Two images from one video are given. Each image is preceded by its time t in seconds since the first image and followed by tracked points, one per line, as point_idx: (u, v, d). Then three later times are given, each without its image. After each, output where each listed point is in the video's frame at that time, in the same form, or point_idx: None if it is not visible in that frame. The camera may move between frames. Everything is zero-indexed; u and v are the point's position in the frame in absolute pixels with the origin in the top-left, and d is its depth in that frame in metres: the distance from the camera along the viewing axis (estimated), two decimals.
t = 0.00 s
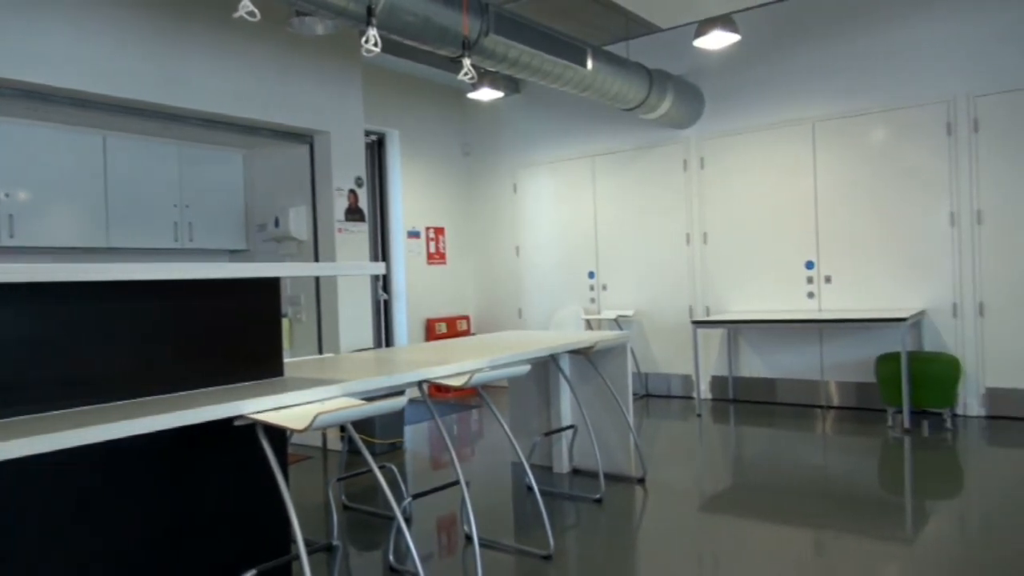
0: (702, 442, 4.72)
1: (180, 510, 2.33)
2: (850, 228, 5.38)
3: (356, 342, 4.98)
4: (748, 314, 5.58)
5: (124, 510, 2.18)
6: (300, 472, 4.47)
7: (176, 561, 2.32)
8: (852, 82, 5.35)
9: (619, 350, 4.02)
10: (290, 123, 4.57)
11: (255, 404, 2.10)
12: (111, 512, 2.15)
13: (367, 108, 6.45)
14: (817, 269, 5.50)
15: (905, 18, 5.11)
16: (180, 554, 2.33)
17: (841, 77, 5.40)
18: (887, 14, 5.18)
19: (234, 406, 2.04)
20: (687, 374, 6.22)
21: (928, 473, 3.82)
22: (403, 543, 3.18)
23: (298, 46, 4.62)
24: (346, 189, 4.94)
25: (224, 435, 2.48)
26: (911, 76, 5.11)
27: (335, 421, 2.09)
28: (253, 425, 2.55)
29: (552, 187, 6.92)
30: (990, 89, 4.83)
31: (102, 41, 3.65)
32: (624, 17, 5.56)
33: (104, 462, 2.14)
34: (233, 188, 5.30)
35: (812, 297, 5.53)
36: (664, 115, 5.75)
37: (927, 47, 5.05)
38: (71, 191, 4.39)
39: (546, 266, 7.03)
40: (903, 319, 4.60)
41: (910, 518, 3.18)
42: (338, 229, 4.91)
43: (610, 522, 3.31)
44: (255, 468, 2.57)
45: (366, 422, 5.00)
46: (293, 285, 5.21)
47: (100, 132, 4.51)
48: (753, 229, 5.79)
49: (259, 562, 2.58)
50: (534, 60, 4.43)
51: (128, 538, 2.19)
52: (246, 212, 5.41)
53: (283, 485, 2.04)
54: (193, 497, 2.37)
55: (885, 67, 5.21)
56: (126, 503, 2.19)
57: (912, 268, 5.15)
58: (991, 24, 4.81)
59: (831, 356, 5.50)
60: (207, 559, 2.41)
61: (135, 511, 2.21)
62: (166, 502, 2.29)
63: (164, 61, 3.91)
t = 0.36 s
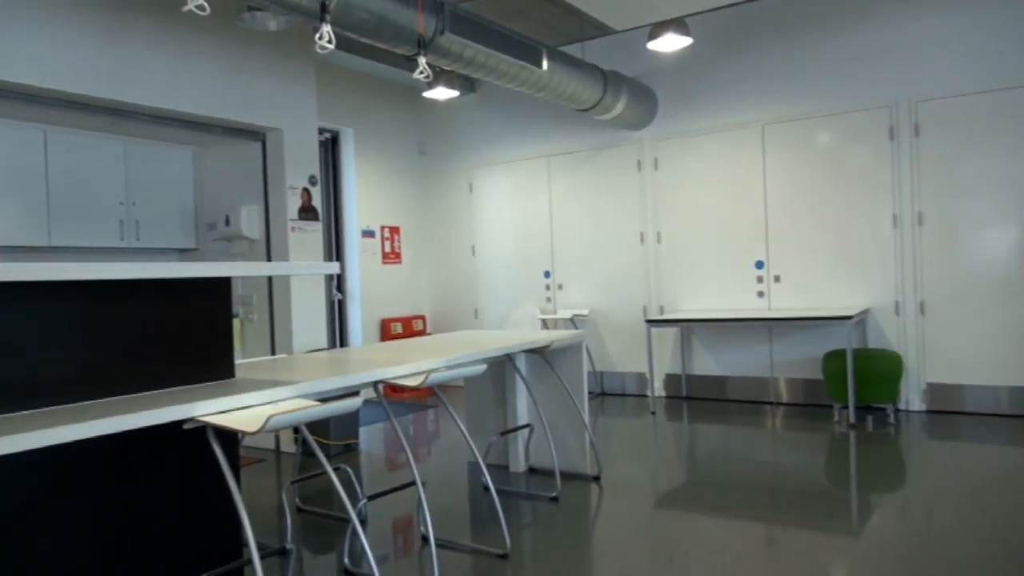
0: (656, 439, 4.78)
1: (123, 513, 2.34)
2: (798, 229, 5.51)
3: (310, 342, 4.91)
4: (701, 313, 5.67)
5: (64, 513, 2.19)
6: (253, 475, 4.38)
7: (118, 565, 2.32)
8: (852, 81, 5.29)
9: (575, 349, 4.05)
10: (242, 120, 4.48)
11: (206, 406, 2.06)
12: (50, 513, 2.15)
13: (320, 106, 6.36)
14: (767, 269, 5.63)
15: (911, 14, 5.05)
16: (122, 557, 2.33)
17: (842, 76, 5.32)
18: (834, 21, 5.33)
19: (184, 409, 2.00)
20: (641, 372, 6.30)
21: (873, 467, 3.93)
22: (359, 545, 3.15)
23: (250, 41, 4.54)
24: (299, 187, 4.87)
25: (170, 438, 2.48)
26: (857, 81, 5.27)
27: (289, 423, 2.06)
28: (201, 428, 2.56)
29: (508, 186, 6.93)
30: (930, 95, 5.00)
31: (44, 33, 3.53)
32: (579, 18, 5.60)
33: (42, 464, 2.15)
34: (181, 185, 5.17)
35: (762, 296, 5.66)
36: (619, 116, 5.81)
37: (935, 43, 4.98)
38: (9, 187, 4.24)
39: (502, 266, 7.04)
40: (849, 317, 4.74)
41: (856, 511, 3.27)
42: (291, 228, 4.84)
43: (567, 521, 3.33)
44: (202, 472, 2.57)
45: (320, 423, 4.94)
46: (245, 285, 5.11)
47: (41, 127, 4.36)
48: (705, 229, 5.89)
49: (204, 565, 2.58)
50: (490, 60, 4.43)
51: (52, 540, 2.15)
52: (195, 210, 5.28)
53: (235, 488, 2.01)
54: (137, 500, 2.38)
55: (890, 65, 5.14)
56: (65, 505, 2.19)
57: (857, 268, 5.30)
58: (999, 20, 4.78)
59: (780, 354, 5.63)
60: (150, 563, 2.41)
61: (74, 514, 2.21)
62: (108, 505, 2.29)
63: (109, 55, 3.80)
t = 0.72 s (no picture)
0: (612, 437, 4.83)
1: (68, 519, 2.27)
2: (750, 229, 5.62)
3: (262, 343, 4.84)
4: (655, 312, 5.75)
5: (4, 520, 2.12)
6: (203, 479, 4.29)
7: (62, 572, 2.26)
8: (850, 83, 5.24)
9: (530, 349, 4.06)
10: (192, 117, 4.39)
11: (155, 409, 2.01)
12: None
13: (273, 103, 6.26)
14: (719, 268, 5.73)
15: (912, 12, 5.03)
16: (67, 564, 2.27)
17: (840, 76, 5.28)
18: (783, 27, 5.46)
19: (131, 412, 1.95)
20: (597, 371, 6.35)
21: (821, 461, 4.04)
22: (313, 549, 3.12)
23: (200, 37, 4.44)
24: (251, 185, 4.78)
25: (118, 442, 2.42)
26: (806, 86, 5.40)
27: (240, 425, 2.03)
28: (149, 431, 2.50)
29: (464, 186, 6.92)
30: (874, 100, 5.16)
31: None
32: (535, 19, 5.62)
33: None
34: (128, 183, 5.02)
35: (714, 295, 5.76)
36: (574, 116, 5.85)
37: (937, 40, 4.97)
38: None
39: (458, 265, 7.02)
40: (798, 315, 4.85)
41: (806, 504, 3.36)
42: (243, 226, 4.76)
43: (524, 519, 3.34)
44: (151, 476, 2.52)
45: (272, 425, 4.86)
46: (195, 285, 5.00)
47: None
48: (660, 229, 5.96)
49: (153, 571, 2.53)
50: (447, 59, 4.42)
51: None
52: (143, 209, 5.14)
53: (185, 492, 1.97)
54: (83, 506, 2.32)
55: (892, 63, 5.11)
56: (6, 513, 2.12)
57: (805, 267, 5.44)
58: (1001, 17, 4.79)
59: (732, 352, 5.74)
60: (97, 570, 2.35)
61: (15, 521, 2.15)
62: (51, 511, 2.23)
63: (52, 47, 3.68)
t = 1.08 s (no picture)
0: (566, 435, 4.86)
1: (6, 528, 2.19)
2: (700, 230, 5.72)
3: (210, 344, 4.73)
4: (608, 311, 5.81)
5: None
6: (149, 484, 4.18)
7: None
8: (846, 83, 5.23)
9: (485, 349, 4.06)
10: (137, 112, 4.27)
11: (99, 413, 1.95)
12: None
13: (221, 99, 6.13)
14: (670, 268, 5.82)
15: (910, 10, 5.02)
16: None
17: (838, 76, 5.25)
18: (732, 32, 5.57)
19: (73, 415, 1.89)
20: (551, 370, 6.39)
21: (769, 456, 4.14)
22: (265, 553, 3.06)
23: (145, 30, 4.33)
24: (199, 182, 4.69)
25: (59, 447, 2.35)
26: (754, 90, 5.52)
27: (188, 428, 1.98)
28: (93, 436, 2.42)
29: (417, 186, 6.89)
30: (819, 104, 5.30)
31: None
32: (489, 19, 5.62)
33: None
34: (69, 179, 4.84)
35: (665, 294, 5.85)
36: (528, 116, 5.87)
37: (938, 38, 4.96)
38: None
39: (412, 265, 6.98)
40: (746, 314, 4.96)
41: (754, 498, 3.44)
42: (190, 224, 4.66)
43: (478, 519, 3.34)
44: (94, 481, 2.44)
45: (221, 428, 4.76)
46: (140, 284, 4.86)
47: None
48: (613, 229, 6.03)
49: None
50: (400, 57, 4.38)
51: None
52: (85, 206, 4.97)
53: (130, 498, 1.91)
54: (23, 514, 2.24)
55: (892, 62, 5.09)
56: None
57: (754, 267, 5.56)
58: (1001, 17, 4.81)
59: (683, 350, 5.84)
60: None
61: None
62: None
63: None
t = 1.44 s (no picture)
0: (521, 434, 4.87)
1: None
2: (653, 230, 5.80)
3: (157, 346, 4.61)
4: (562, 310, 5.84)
5: None
6: (92, 490, 4.06)
7: None
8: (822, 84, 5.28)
9: (440, 349, 4.04)
10: (79, 107, 4.14)
11: (39, 418, 1.89)
12: None
13: (168, 94, 5.97)
14: (624, 267, 5.88)
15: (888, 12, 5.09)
16: None
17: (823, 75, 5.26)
18: (684, 35, 5.65)
19: (12, 421, 1.83)
20: (507, 369, 6.40)
21: (720, 452, 4.21)
22: (215, 558, 3.00)
23: (87, 22, 4.19)
24: (145, 179, 4.57)
25: None
26: (706, 92, 5.61)
27: (134, 432, 1.93)
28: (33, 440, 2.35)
29: (371, 184, 6.82)
30: (768, 107, 5.42)
31: None
32: (444, 19, 5.60)
33: None
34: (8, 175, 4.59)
35: (620, 294, 5.91)
36: (482, 116, 5.86)
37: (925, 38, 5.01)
38: None
39: (367, 264, 6.91)
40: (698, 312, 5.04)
41: (706, 493, 3.50)
42: (137, 223, 4.54)
43: (434, 519, 3.32)
44: (35, 487, 2.37)
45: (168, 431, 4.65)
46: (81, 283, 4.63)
47: None
48: (568, 228, 6.06)
49: None
50: (354, 55, 4.34)
51: None
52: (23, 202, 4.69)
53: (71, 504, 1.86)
54: None
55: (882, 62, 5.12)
56: None
57: (705, 267, 5.66)
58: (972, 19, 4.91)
59: (637, 348, 5.90)
60: None
61: None
62: None
63: None
